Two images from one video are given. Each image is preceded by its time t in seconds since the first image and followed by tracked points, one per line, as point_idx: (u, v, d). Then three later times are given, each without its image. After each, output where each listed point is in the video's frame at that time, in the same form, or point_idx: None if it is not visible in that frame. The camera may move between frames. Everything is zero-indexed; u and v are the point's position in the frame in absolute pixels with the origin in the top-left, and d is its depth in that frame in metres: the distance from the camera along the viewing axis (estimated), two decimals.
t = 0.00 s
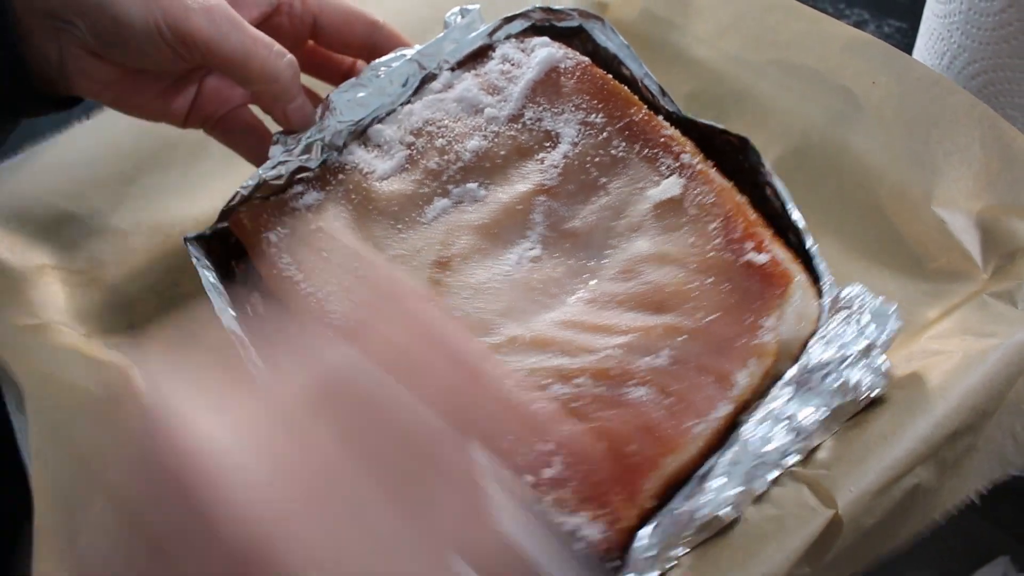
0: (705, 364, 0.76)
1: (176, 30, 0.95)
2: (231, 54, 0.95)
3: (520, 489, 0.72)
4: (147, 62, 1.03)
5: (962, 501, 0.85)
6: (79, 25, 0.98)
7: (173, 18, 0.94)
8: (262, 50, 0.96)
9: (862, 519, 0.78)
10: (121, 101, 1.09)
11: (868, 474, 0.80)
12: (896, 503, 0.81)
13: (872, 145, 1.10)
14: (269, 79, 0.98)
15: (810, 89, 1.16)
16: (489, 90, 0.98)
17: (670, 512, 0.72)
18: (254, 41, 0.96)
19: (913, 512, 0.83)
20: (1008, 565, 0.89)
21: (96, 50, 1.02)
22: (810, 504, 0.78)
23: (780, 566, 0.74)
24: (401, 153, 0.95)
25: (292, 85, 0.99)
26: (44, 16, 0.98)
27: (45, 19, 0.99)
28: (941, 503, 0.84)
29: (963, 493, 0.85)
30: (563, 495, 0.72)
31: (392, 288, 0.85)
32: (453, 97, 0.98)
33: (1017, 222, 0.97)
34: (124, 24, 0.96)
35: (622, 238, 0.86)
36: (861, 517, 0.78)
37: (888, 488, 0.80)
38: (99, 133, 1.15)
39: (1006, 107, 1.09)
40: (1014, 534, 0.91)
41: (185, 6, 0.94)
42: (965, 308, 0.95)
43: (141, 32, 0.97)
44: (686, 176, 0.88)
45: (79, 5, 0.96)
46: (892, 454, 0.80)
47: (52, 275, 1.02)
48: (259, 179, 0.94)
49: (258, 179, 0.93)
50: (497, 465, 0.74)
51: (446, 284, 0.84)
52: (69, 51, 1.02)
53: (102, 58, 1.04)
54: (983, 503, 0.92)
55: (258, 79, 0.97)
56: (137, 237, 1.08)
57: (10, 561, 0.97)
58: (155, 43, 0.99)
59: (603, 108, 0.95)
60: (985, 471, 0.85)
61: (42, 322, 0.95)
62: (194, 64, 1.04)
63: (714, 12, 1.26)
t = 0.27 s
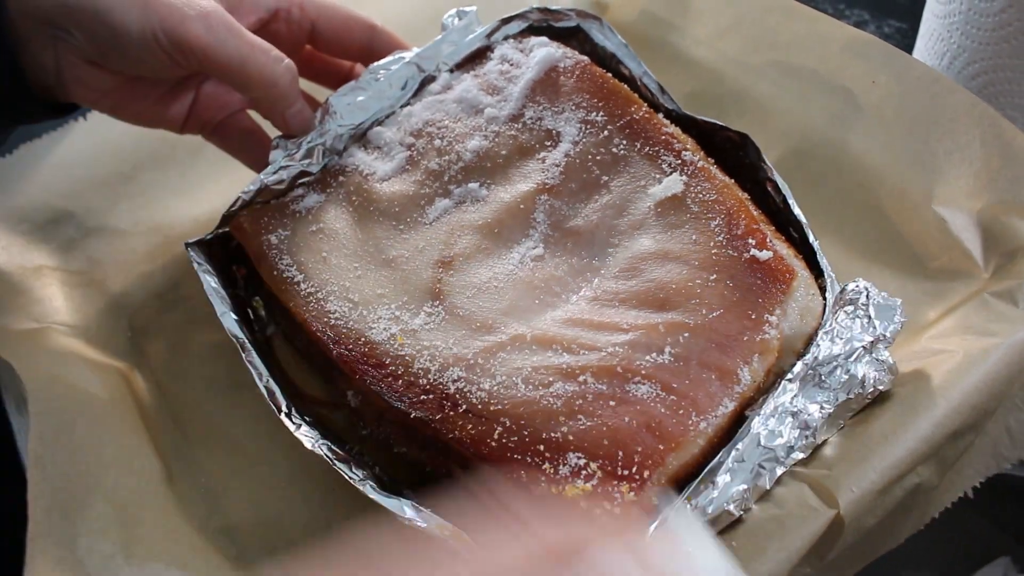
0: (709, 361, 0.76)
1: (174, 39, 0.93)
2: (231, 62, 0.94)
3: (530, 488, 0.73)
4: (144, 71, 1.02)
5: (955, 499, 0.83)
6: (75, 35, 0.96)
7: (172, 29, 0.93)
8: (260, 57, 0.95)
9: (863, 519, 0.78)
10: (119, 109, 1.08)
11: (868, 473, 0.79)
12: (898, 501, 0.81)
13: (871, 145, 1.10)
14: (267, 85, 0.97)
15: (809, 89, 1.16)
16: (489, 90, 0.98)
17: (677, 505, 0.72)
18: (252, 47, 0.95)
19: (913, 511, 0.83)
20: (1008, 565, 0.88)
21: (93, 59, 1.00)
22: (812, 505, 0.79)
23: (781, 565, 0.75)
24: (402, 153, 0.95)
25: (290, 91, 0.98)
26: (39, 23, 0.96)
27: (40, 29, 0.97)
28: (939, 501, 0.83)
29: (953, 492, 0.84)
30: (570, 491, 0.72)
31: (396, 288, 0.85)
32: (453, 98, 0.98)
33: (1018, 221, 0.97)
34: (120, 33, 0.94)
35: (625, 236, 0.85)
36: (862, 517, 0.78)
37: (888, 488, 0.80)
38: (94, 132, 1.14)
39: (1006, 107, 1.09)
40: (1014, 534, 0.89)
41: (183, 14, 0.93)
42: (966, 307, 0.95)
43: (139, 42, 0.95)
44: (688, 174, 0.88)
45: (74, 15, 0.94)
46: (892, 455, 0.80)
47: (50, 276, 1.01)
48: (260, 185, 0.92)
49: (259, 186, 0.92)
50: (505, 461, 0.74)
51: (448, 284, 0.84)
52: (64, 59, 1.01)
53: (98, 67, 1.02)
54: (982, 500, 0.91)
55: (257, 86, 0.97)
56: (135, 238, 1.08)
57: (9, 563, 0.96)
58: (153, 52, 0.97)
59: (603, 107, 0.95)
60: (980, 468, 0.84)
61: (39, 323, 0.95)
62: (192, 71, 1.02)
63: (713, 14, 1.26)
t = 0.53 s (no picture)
0: (709, 362, 0.76)
1: (169, 40, 0.94)
2: (226, 64, 0.94)
3: (529, 490, 0.73)
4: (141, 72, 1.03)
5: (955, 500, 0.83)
6: (70, 35, 1.00)
7: (164, 30, 0.94)
8: (256, 58, 0.95)
9: (863, 520, 0.78)
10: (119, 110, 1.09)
11: (869, 474, 0.79)
12: (899, 502, 0.81)
13: (871, 145, 1.10)
14: (264, 87, 0.96)
15: (809, 89, 1.16)
16: (488, 90, 0.98)
17: (679, 508, 0.71)
18: (248, 48, 0.94)
19: (914, 511, 0.82)
20: (1008, 565, 0.87)
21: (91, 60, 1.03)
22: (812, 505, 0.78)
23: (783, 566, 0.74)
24: (401, 154, 0.94)
25: (288, 93, 0.97)
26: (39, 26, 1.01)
27: (39, 29, 1.01)
28: (938, 501, 0.83)
29: (954, 491, 0.83)
30: (569, 492, 0.71)
31: (394, 290, 0.84)
32: (452, 98, 0.98)
33: (1018, 221, 0.97)
34: (118, 36, 0.96)
35: (624, 237, 0.85)
36: (861, 518, 0.78)
37: (888, 489, 0.80)
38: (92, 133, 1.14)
39: (1007, 106, 1.09)
40: (1014, 535, 0.89)
41: (178, 14, 0.93)
42: (967, 308, 0.95)
43: (133, 45, 0.97)
44: (687, 174, 0.88)
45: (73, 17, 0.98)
46: (893, 455, 0.80)
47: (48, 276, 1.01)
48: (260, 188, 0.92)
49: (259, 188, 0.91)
50: (505, 464, 0.74)
51: (448, 285, 0.84)
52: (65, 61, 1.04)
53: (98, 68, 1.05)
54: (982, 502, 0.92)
55: (254, 88, 0.96)
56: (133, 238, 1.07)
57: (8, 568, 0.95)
58: (147, 54, 0.98)
59: (603, 107, 0.95)
60: (980, 468, 0.84)
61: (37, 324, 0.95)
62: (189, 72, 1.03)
63: (713, 13, 1.26)
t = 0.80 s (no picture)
0: (707, 359, 0.75)
1: (166, 37, 0.93)
2: (224, 59, 0.93)
3: (527, 488, 0.73)
4: (136, 70, 1.02)
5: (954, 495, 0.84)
6: (65, 35, 0.98)
7: (161, 26, 0.92)
8: (253, 55, 0.94)
9: (862, 516, 0.78)
10: (112, 111, 1.07)
11: (866, 470, 0.79)
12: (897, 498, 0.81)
13: (868, 141, 1.10)
14: (261, 82, 0.96)
15: (806, 85, 1.16)
16: (485, 88, 0.98)
17: (677, 506, 0.71)
18: (245, 45, 0.94)
19: (913, 505, 0.82)
20: (1008, 563, 0.88)
21: (85, 60, 1.01)
22: (809, 501, 0.78)
23: (780, 562, 0.74)
24: (398, 151, 0.94)
25: (286, 89, 0.97)
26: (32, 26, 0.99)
27: (34, 29, 0.99)
28: (937, 497, 0.83)
29: (955, 485, 0.84)
30: (567, 491, 0.71)
31: (391, 287, 0.84)
32: (449, 95, 0.98)
33: (1016, 217, 0.96)
34: (112, 32, 0.94)
35: (621, 234, 0.85)
36: (859, 514, 0.78)
37: (886, 485, 0.80)
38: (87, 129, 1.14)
39: (1004, 102, 1.09)
40: (1012, 532, 0.89)
41: (173, 12, 0.92)
42: (965, 303, 0.95)
43: (129, 42, 0.95)
44: (684, 171, 0.88)
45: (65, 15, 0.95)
46: (891, 451, 0.80)
47: (43, 273, 1.01)
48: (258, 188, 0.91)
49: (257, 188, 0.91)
50: (502, 461, 0.74)
51: (445, 284, 0.83)
52: (58, 61, 1.02)
53: (92, 68, 1.03)
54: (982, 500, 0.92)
55: (251, 85, 0.96)
56: (129, 235, 1.07)
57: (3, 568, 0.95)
58: (143, 52, 0.97)
59: (600, 104, 0.95)
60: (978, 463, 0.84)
61: (32, 321, 0.95)
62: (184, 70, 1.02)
63: (710, 9, 1.25)
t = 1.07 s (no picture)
0: (705, 355, 0.75)
1: (163, 31, 0.93)
2: (221, 54, 0.93)
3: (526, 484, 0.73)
4: (135, 66, 1.02)
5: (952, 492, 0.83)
6: (64, 30, 0.98)
7: (158, 21, 0.92)
8: (250, 49, 0.94)
9: (858, 510, 0.79)
10: (112, 107, 1.08)
11: (864, 465, 0.81)
12: (894, 492, 0.82)
13: (865, 137, 1.10)
14: (258, 75, 0.95)
15: (802, 81, 1.16)
16: (482, 84, 0.98)
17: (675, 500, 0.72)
18: (242, 40, 0.93)
19: (910, 502, 0.83)
20: (1006, 559, 0.88)
21: (84, 56, 1.02)
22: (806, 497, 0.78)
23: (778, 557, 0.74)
24: (395, 148, 0.94)
25: (283, 85, 0.96)
26: (30, 21, 0.99)
27: (33, 25, 0.99)
28: (935, 493, 0.83)
29: (951, 484, 0.83)
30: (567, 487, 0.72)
31: (389, 283, 0.84)
32: (447, 92, 0.98)
33: (1013, 212, 0.97)
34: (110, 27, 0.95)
35: (619, 230, 0.85)
36: (856, 508, 0.79)
37: (883, 479, 0.80)
38: (86, 126, 1.14)
39: (1001, 98, 1.09)
40: (1011, 529, 0.90)
41: (170, 6, 0.92)
42: (963, 298, 0.95)
43: (127, 38, 0.96)
44: (682, 167, 0.88)
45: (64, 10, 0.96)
46: (887, 446, 0.81)
47: (42, 272, 1.01)
48: (257, 184, 0.92)
49: (256, 184, 0.91)
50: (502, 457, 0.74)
51: (443, 280, 0.84)
52: (57, 56, 1.03)
53: (91, 64, 1.03)
54: (980, 496, 0.92)
55: (248, 81, 0.95)
56: (127, 234, 1.07)
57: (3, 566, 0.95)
58: (140, 47, 0.97)
59: (598, 101, 0.95)
60: (977, 460, 0.83)
61: (31, 320, 0.95)
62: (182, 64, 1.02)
63: (707, 6, 1.25)
